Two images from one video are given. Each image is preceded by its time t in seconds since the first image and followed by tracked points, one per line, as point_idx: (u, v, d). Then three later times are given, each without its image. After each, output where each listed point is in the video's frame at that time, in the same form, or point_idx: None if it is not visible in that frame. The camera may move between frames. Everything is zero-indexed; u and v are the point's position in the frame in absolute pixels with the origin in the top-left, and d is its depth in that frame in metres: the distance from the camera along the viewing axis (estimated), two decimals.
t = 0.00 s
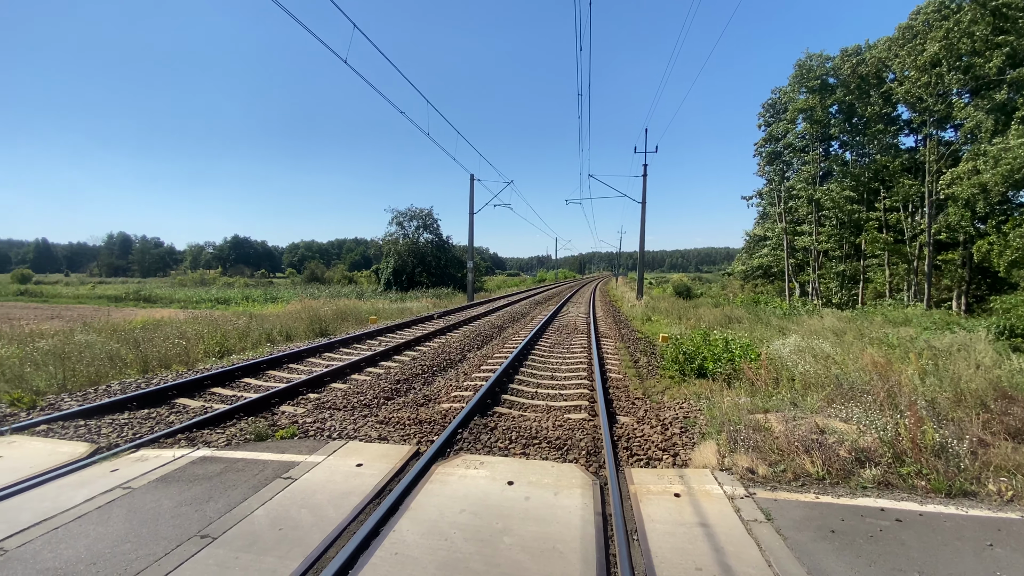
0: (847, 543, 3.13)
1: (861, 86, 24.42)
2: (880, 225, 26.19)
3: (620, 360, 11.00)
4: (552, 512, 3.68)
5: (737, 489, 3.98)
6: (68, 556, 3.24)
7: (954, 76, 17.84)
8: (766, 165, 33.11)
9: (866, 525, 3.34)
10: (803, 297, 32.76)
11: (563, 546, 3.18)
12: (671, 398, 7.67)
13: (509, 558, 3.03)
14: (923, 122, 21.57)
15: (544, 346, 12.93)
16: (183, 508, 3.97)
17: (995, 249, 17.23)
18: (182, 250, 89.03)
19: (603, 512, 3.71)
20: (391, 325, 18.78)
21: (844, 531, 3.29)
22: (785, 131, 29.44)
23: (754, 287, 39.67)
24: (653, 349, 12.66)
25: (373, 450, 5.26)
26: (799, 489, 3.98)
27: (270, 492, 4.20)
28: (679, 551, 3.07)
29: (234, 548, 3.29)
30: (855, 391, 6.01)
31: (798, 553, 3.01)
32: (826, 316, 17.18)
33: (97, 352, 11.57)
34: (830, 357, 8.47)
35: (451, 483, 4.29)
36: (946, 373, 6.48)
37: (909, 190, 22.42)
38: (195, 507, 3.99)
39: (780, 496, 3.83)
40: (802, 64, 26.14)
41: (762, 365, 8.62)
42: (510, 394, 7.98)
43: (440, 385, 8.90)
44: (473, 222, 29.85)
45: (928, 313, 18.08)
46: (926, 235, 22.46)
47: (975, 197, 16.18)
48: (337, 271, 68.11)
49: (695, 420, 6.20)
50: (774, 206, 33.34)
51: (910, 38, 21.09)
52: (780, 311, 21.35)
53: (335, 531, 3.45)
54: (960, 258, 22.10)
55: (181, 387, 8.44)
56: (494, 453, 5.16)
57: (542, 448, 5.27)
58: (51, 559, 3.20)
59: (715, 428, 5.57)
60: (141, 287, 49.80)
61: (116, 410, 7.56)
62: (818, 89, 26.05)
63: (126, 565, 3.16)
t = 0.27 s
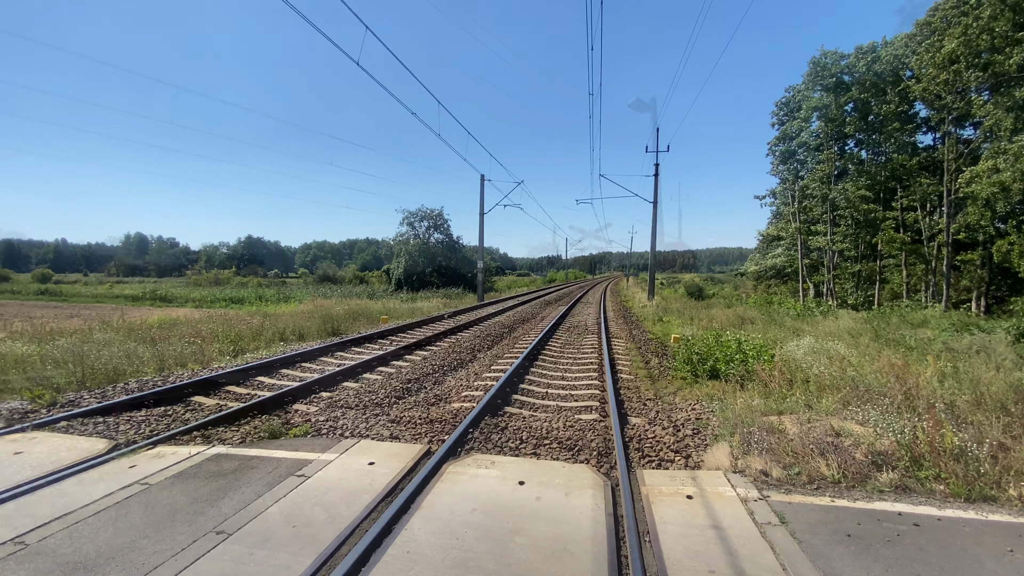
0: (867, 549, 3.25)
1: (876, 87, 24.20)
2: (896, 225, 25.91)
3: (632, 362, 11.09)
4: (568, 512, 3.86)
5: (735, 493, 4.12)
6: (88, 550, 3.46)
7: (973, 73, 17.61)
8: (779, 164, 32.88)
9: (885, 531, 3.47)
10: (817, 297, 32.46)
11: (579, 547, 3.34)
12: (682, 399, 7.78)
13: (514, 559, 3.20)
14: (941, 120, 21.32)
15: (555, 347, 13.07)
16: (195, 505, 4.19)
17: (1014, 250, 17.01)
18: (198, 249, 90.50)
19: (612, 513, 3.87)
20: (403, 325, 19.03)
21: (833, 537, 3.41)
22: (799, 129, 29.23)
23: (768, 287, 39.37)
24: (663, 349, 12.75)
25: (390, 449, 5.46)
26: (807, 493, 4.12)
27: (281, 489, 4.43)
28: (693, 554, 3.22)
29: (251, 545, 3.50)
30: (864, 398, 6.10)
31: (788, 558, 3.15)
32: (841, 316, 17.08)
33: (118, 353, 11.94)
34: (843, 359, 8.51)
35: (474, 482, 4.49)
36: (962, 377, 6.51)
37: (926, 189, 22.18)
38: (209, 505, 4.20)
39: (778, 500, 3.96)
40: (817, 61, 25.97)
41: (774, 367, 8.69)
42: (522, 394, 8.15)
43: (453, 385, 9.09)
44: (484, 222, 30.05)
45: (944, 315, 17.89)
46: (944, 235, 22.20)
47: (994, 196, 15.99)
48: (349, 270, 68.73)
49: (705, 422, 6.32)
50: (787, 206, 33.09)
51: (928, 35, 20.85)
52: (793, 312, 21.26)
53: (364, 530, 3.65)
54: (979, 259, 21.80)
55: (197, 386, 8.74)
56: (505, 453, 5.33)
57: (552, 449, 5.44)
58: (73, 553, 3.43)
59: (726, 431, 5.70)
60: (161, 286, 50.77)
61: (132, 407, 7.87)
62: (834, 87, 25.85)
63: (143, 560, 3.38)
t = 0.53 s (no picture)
0: (874, 551, 3.27)
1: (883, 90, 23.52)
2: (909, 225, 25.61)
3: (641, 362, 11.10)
4: (576, 513, 3.92)
5: (739, 496, 4.15)
6: (100, 542, 3.56)
7: (987, 71, 17.38)
8: (789, 164, 32.63)
9: (893, 534, 3.49)
10: (829, 298, 32.16)
11: (584, 548, 3.40)
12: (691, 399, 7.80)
13: (519, 560, 3.26)
14: (954, 118, 21.08)
15: (563, 347, 13.13)
16: (205, 504, 4.29)
17: None
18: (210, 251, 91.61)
19: (619, 514, 3.92)
20: (411, 325, 19.15)
21: (835, 539, 3.43)
22: (810, 128, 29.00)
23: (778, 287, 39.06)
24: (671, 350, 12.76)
25: (400, 449, 5.55)
26: (813, 495, 4.15)
27: (293, 489, 4.54)
28: (700, 556, 3.27)
29: (261, 543, 3.59)
30: (873, 401, 6.08)
31: (789, 560, 3.18)
32: (853, 317, 16.92)
33: (132, 363, 12.15)
34: (854, 361, 8.50)
35: (484, 482, 4.56)
36: (976, 380, 6.48)
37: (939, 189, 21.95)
38: (220, 504, 4.31)
39: (783, 504, 4.00)
40: (827, 59, 25.81)
41: (783, 368, 8.68)
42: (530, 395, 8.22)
43: (461, 385, 9.16)
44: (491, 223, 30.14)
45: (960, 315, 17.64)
46: (958, 235, 21.93)
47: (1010, 196, 15.77)
48: (357, 271, 69.17)
49: (712, 423, 6.34)
50: (798, 205, 32.83)
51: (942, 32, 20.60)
52: (803, 312, 21.12)
53: (375, 529, 3.74)
54: (995, 259, 21.48)
55: (208, 387, 8.88)
56: (513, 453, 5.40)
57: (560, 449, 5.50)
58: (86, 543, 3.53)
59: (734, 435, 5.73)
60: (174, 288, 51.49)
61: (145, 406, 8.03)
62: (844, 85, 25.67)
63: (154, 556, 3.48)
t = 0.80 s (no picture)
0: (878, 552, 3.25)
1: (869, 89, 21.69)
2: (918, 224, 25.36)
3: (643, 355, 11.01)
4: (579, 513, 3.91)
5: (743, 497, 4.13)
6: (101, 538, 3.58)
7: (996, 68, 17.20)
8: (795, 163, 32.39)
9: (898, 534, 3.47)
10: (836, 297, 31.89)
11: (586, 547, 3.40)
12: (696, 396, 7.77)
13: (520, 560, 3.26)
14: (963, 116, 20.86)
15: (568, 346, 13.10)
16: (209, 503, 4.31)
17: None
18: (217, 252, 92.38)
19: (622, 513, 3.92)
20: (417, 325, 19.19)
21: (837, 540, 3.41)
22: (816, 127, 28.79)
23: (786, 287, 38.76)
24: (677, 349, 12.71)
25: (404, 449, 5.56)
26: (818, 496, 4.13)
27: (300, 489, 4.57)
28: (702, 556, 3.26)
29: (262, 542, 3.61)
30: (882, 403, 5.99)
31: (791, 561, 3.17)
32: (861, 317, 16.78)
33: (139, 364, 12.25)
34: (860, 361, 8.45)
35: (488, 482, 4.57)
36: (986, 380, 6.39)
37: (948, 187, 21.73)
38: (223, 505, 4.33)
39: (787, 505, 3.97)
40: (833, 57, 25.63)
41: (789, 368, 8.63)
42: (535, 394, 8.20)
43: (465, 385, 9.14)
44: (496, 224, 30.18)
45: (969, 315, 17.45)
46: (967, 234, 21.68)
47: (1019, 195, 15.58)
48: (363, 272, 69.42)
49: (719, 423, 6.28)
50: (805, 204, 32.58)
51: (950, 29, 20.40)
52: (810, 312, 21.01)
53: (377, 528, 3.75)
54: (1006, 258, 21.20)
55: (213, 386, 8.91)
56: (517, 452, 5.40)
57: (564, 448, 5.50)
58: (88, 538, 3.55)
59: (741, 437, 5.69)
60: (181, 290, 52.01)
61: (152, 405, 8.07)
62: (851, 83, 25.49)
63: (156, 554, 3.49)
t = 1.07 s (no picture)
0: (883, 552, 3.24)
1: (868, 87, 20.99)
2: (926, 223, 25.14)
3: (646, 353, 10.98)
4: (581, 513, 3.91)
5: (746, 498, 4.12)
6: (107, 535, 3.60)
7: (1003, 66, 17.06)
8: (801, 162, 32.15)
9: (902, 535, 3.45)
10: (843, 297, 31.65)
11: (588, 546, 3.40)
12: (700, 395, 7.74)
13: (523, 559, 3.26)
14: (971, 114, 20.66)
15: (572, 344, 13.07)
16: (213, 502, 4.34)
17: None
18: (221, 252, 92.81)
19: (625, 512, 3.91)
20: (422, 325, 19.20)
21: (841, 541, 3.40)
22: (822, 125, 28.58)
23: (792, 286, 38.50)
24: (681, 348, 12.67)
25: (407, 449, 5.57)
26: (821, 496, 4.12)
27: (302, 489, 4.57)
28: (704, 556, 3.25)
29: (266, 540, 3.63)
30: (886, 403, 5.95)
31: (792, 561, 3.16)
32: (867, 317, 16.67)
33: (144, 364, 12.30)
34: (865, 361, 8.39)
35: (490, 482, 4.57)
36: (994, 381, 6.32)
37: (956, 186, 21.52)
38: (228, 504, 4.35)
39: (790, 506, 3.96)
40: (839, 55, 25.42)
41: (794, 367, 8.58)
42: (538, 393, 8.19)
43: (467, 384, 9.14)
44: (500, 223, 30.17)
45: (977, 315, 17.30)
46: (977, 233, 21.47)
47: None
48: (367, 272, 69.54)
49: (722, 423, 6.26)
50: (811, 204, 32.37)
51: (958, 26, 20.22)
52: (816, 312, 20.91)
53: (380, 527, 3.76)
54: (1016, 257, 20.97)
55: (217, 386, 8.94)
56: (520, 451, 5.40)
57: (567, 447, 5.49)
58: (94, 534, 3.58)
59: (744, 437, 5.66)
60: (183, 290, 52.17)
61: (156, 405, 8.11)
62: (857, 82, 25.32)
63: (162, 552, 3.52)
